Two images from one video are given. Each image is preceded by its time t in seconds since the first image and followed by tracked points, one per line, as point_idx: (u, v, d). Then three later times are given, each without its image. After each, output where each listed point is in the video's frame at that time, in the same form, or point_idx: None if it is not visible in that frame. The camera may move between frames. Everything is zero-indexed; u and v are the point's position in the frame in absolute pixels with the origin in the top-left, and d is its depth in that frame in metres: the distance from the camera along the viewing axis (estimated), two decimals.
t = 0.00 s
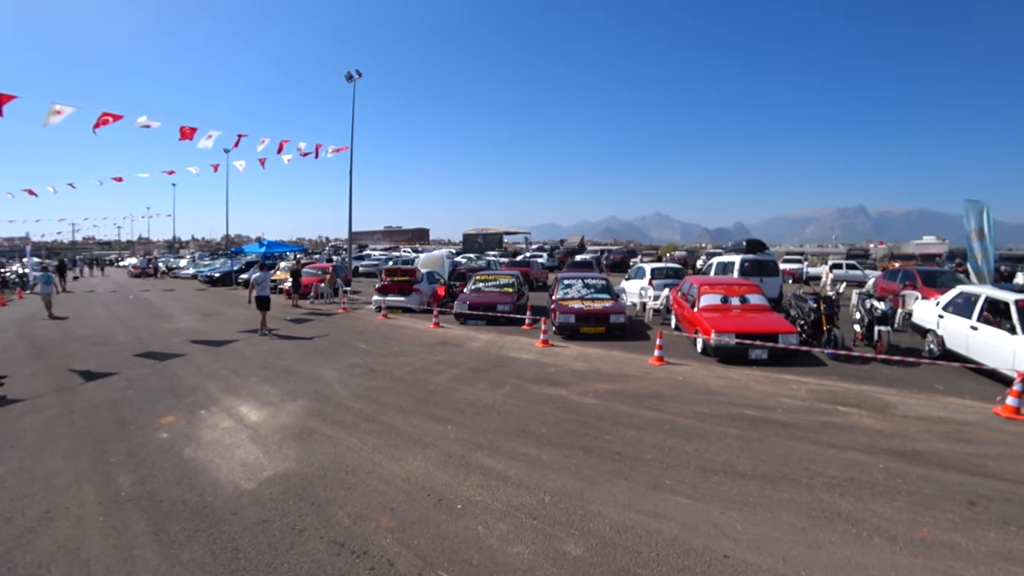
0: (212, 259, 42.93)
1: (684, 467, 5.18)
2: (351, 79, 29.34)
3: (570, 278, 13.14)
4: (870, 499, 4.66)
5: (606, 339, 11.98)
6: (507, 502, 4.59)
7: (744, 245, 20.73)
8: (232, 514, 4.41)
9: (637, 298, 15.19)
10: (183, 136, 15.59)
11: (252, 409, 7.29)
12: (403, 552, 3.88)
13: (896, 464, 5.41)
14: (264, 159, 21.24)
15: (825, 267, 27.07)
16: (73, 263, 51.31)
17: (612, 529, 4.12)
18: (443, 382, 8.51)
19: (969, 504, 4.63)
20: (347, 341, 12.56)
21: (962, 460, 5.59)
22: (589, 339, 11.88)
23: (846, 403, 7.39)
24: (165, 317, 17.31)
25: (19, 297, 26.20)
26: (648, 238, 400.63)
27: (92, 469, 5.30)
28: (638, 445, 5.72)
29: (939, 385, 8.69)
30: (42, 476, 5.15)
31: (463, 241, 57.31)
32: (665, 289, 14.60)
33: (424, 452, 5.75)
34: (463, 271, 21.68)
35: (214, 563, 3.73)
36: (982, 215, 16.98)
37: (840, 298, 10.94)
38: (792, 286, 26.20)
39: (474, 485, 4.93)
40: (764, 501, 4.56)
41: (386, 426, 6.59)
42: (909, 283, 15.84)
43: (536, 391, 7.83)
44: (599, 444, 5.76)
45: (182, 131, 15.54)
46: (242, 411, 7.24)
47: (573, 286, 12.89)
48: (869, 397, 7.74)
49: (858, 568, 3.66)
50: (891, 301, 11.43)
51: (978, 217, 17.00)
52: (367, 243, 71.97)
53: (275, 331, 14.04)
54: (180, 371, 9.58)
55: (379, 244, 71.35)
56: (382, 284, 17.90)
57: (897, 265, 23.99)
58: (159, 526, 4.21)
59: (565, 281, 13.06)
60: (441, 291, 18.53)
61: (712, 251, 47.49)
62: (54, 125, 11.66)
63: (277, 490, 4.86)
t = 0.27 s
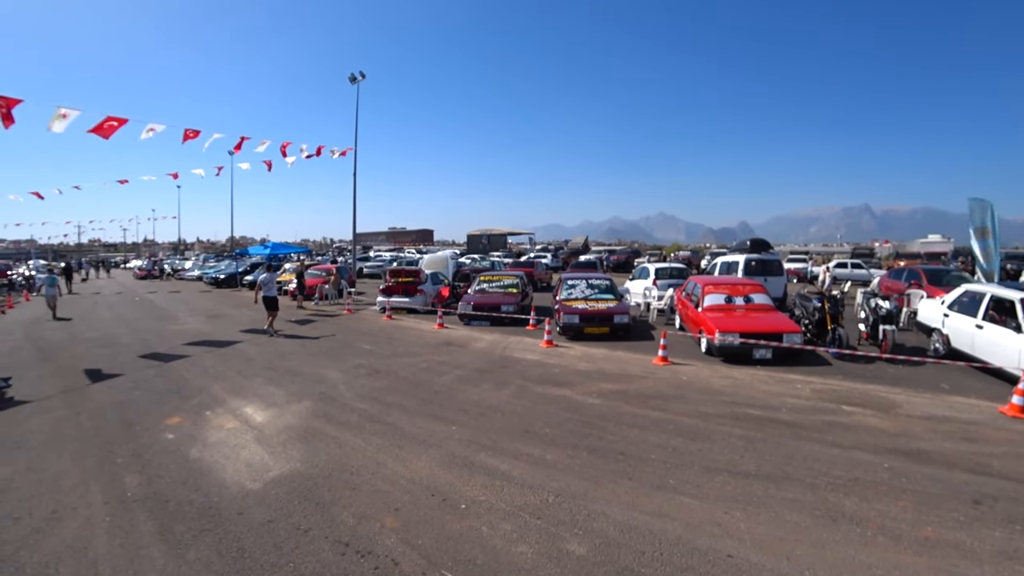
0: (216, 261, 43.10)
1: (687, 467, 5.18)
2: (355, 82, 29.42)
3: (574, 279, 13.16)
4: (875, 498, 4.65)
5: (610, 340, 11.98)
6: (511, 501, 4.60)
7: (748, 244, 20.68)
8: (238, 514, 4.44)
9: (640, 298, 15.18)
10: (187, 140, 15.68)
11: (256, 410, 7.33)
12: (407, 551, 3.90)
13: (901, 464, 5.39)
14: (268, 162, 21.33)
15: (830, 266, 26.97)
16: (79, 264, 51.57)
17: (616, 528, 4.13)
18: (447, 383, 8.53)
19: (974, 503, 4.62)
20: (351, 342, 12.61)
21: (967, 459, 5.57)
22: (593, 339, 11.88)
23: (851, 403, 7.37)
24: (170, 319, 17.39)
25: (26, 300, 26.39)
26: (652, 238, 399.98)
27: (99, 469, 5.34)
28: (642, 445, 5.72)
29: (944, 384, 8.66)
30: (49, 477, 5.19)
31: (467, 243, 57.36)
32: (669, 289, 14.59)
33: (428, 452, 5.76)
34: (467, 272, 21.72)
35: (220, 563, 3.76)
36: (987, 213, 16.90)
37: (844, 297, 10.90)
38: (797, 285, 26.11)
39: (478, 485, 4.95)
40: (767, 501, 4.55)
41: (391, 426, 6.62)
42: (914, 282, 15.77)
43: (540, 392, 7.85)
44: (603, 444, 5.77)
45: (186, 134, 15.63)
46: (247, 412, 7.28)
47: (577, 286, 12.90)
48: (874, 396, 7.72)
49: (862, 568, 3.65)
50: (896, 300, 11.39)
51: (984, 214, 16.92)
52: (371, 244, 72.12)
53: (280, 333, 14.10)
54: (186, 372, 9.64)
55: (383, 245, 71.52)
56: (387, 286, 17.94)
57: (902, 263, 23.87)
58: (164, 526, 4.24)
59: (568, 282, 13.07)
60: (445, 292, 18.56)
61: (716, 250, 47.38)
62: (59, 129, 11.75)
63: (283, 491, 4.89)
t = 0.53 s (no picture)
0: (218, 263, 43.15)
1: (687, 466, 5.20)
2: (355, 83, 29.41)
3: (575, 279, 13.17)
4: (875, 496, 4.66)
5: (612, 339, 12.00)
6: (511, 501, 4.63)
7: (750, 243, 20.66)
8: (240, 514, 4.47)
9: (642, 298, 15.18)
10: (190, 143, 15.74)
11: (259, 411, 7.37)
12: (408, 550, 3.93)
13: (901, 462, 5.40)
14: (270, 164, 21.39)
15: (832, 265, 26.91)
16: (81, 266, 51.68)
17: (615, 527, 4.15)
18: (448, 383, 8.56)
19: (974, 501, 4.63)
20: (353, 343, 12.64)
21: (968, 457, 5.58)
22: (595, 339, 11.89)
23: (852, 402, 7.37)
24: (172, 320, 17.44)
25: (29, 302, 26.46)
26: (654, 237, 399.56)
27: (103, 470, 5.39)
28: (642, 444, 5.74)
29: (946, 382, 8.66)
30: (53, 477, 5.23)
31: (468, 243, 57.36)
32: (670, 288, 14.58)
33: (429, 452, 5.79)
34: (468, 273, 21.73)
35: (222, 562, 3.79)
36: (989, 211, 16.86)
37: (846, 296, 10.90)
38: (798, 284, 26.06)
39: (478, 484, 4.97)
40: (767, 500, 4.57)
41: (392, 427, 6.65)
42: (916, 281, 15.74)
43: (541, 392, 7.87)
44: (603, 444, 5.79)
45: (189, 138, 15.69)
46: (250, 412, 7.32)
47: (578, 286, 12.92)
48: (876, 395, 7.72)
49: (861, 566, 3.67)
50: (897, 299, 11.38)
51: (986, 213, 16.88)
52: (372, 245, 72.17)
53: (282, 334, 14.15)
54: (189, 374, 9.68)
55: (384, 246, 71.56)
56: (388, 286, 17.97)
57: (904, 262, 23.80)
58: (168, 526, 4.28)
59: (570, 282, 13.09)
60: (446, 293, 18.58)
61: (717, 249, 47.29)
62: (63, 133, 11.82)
63: (284, 490, 4.92)
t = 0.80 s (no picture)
0: (217, 262, 43.13)
1: (683, 466, 5.22)
2: (355, 83, 29.40)
3: (574, 279, 13.20)
4: (869, 496, 4.69)
5: (610, 339, 12.02)
6: (507, 499, 4.65)
7: (749, 244, 20.67)
8: (237, 512, 4.50)
9: (640, 298, 15.20)
10: (191, 142, 15.75)
11: (257, 410, 7.39)
12: (403, 548, 3.96)
13: (896, 462, 5.43)
14: (270, 164, 21.41)
15: (831, 266, 26.92)
16: (81, 265, 51.69)
17: (610, 526, 4.17)
18: (446, 383, 8.58)
19: (967, 501, 4.66)
20: (352, 342, 12.67)
21: (963, 458, 5.60)
22: (593, 339, 11.92)
23: (848, 402, 7.40)
24: (172, 320, 17.46)
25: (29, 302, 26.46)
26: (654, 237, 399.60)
27: (101, 468, 5.41)
28: (638, 444, 5.76)
29: (942, 383, 8.68)
30: (52, 475, 5.26)
31: (468, 243, 57.37)
32: (669, 289, 14.61)
33: (426, 451, 5.81)
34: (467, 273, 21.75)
35: (219, 559, 3.82)
36: (988, 212, 16.89)
37: (843, 296, 10.92)
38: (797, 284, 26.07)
39: (475, 483, 5.00)
40: (761, 499, 4.59)
41: (390, 426, 6.67)
42: (914, 282, 15.77)
43: (538, 391, 7.89)
44: (600, 443, 5.82)
45: (189, 137, 15.70)
46: (248, 411, 7.34)
47: (577, 286, 12.94)
48: (872, 395, 7.75)
49: (853, 564, 3.70)
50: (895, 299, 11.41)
51: (984, 214, 16.91)
52: (372, 244, 72.16)
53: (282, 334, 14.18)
54: (188, 373, 9.71)
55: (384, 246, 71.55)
56: (388, 286, 17.99)
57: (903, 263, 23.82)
58: (166, 523, 4.30)
59: (569, 282, 13.11)
60: (446, 293, 18.61)
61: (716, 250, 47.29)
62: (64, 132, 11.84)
63: (282, 488, 4.94)
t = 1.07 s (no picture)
0: (214, 262, 43.03)
1: (677, 464, 5.26)
2: (352, 83, 29.41)
3: (570, 279, 13.23)
4: (860, 494, 4.73)
5: (606, 339, 12.06)
6: (502, 498, 4.67)
7: (745, 244, 20.74)
8: (232, 510, 4.51)
9: (636, 298, 15.24)
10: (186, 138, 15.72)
11: (253, 409, 7.40)
12: (397, 546, 3.98)
13: (888, 461, 5.47)
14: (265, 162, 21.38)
15: (826, 266, 27.01)
16: (78, 265, 51.56)
17: (604, 524, 4.20)
18: (442, 382, 8.60)
19: (957, 499, 4.70)
20: (348, 342, 12.68)
21: (954, 456, 5.65)
22: (589, 339, 11.94)
23: (842, 401, 7.44)
24: (168, 319, 17.46)
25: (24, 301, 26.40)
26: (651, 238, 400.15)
27: (96, 466, 5.42)
28: (633, 443, 5.79)
29: (935, 383, 8.74)
30: (47, 474, 5.26)
31: (465, 242, 57.39)
32: (665, 288, 14.65)
33: (421, 450, 5.83)
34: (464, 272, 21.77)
35: (214, 557, 3.83)
36: (981, 213, 16.98)
37: (838, 296, 10.98)
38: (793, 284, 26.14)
39: (470, 481, 5.02)
40: (754, 497, 4.63)
41: (385, 425, 6.68)
42: (908, 282, 15.85)
43: (534, 390, 7.92)
44: (594, 442, 5.85)
45: (184, 133, 15.67)
46: (243, 410, 7.35)
47: (573, 286, 12.97)
48: (865, 394, 7.80)
49: (843, 562, 3.74)
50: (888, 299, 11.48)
51: (978, 214, 17.00)
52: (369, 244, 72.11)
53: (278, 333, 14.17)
54: (183, 372, 9.70)
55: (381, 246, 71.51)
56: (384, 286, 17.99)
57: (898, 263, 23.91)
58: (161, 521, 4.31)
59: (565, 282, 13.14)
60: (442, 292, 18.62)
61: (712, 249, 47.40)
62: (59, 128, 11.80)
63: (277, 487, 4.96)
